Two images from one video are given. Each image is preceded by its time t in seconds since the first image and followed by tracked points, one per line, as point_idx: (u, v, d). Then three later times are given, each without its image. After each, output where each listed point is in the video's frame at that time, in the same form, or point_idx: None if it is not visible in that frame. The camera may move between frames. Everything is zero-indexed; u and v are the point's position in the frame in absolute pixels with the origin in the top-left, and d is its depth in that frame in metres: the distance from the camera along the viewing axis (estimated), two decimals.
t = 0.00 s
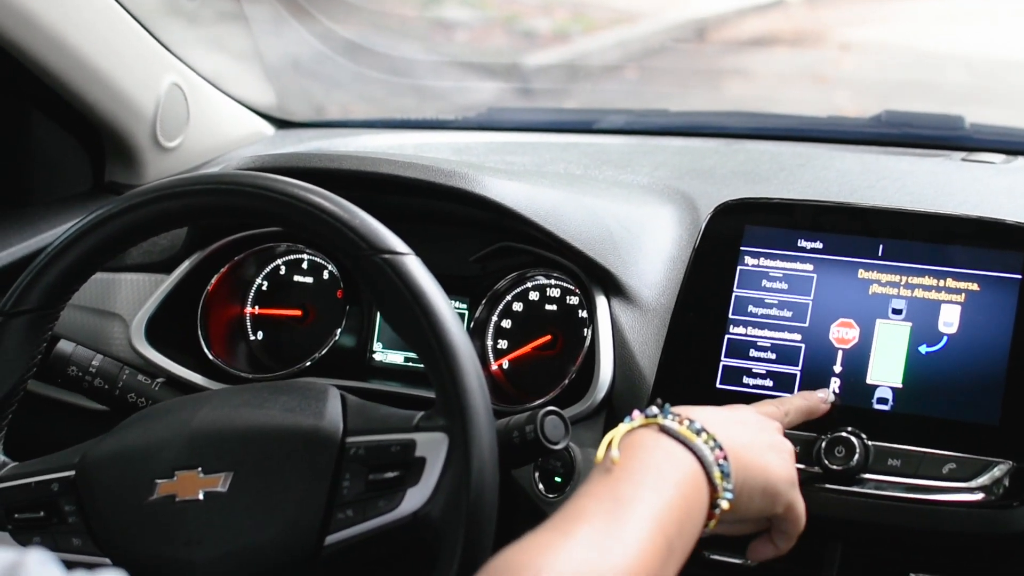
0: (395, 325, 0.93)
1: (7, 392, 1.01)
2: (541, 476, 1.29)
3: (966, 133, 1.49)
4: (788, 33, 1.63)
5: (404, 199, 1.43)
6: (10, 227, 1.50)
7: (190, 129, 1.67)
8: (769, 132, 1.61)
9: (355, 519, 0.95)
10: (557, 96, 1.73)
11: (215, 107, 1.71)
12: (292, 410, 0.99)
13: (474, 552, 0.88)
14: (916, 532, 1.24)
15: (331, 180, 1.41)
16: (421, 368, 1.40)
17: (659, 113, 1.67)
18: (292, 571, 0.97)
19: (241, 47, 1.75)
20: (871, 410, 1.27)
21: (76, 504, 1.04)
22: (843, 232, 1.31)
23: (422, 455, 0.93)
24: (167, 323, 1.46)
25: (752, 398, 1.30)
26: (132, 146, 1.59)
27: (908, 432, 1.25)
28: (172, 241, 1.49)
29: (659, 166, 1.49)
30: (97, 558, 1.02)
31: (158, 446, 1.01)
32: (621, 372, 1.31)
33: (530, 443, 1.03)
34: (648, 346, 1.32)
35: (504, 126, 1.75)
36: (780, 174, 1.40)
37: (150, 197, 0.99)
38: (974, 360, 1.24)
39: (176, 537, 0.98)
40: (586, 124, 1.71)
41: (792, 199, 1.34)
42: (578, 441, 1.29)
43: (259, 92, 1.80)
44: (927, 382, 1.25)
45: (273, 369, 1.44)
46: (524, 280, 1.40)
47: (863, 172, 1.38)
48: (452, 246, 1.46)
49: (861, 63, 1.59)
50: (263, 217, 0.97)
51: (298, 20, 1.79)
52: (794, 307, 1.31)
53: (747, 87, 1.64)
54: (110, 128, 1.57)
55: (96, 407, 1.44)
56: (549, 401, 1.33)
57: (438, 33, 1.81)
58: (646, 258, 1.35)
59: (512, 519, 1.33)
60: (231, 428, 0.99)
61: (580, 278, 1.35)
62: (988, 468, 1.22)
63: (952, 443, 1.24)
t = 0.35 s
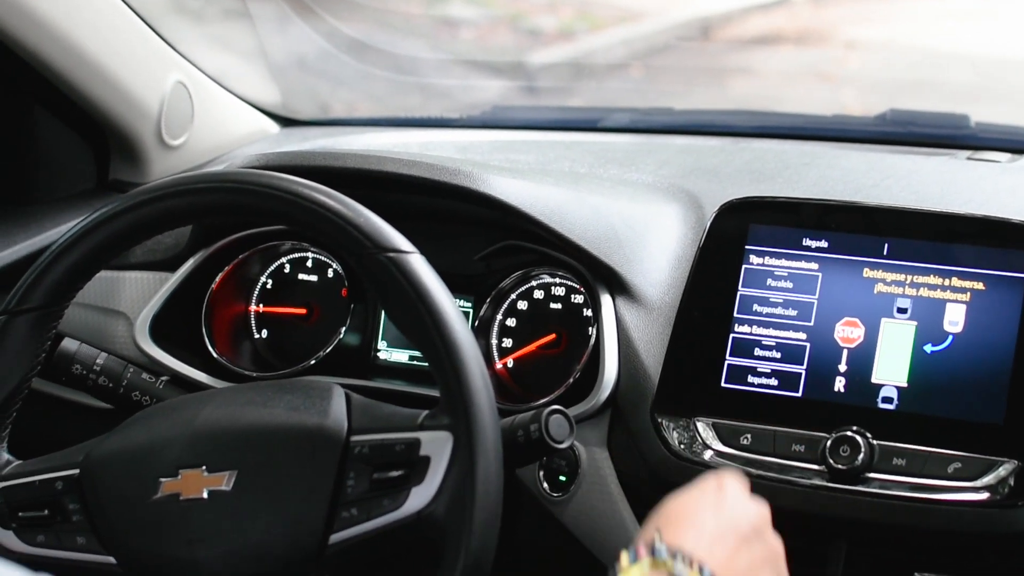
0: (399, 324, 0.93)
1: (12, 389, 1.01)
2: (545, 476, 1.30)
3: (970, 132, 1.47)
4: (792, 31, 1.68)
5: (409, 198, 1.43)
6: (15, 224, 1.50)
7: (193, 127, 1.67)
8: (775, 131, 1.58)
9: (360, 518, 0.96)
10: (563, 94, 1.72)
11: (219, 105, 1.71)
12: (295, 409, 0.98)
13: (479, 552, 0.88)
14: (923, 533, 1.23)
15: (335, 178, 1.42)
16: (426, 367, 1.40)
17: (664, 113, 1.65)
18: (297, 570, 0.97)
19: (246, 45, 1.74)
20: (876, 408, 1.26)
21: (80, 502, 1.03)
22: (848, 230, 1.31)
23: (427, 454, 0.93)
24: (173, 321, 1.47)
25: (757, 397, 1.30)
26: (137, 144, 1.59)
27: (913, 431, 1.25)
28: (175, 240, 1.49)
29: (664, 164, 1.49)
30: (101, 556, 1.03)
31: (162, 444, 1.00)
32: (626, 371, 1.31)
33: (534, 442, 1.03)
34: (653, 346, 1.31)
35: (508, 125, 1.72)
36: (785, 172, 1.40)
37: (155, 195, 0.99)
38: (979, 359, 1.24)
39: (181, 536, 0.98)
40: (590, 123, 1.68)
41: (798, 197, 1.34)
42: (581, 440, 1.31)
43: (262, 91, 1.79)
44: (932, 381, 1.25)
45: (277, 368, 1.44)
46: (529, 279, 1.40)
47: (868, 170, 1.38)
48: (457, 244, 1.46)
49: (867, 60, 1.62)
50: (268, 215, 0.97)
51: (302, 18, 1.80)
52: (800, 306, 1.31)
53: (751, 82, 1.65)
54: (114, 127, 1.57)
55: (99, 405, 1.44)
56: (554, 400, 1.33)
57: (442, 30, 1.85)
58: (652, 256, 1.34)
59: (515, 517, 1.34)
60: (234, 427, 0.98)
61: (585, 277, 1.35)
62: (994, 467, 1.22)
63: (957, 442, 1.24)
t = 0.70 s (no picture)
0: (409, 323, 0.93)
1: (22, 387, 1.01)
2: (554, 474, 1.32)
3: (979, 131, 1.47)
4: (797, 31, 1.67)
5: (417, 196, 1.44)
6: (23, 223, 1.50)
7: (201, 126, 1.67)
8: (786, 131, 1.58)
9: (368, 518, 0.94)
10: (569, 93, 1.73)
11: (227, 103, 1.71)
12: (305, 408, 0.98)
13: (489, 549, 0.88)
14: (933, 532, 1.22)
15: (343, 177, 1.43)
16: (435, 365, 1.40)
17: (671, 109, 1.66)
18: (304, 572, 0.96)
19: (254, 44, 1.75)
20: (887, 408, 1.26)
21: (89, 501, 1.02)
22: (858, 229, 1.31)
23: (436, 453, 0.93)
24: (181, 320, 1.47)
25: (767, 396, 1.30)
26: (145, 142, 1.59)
27: (923, 431, 1.24)
28: (184, 239, 1.49)
29: (673, 164, 1.49)
30: (109, 555, 1.02)
31: (172, 443, 1.00)
32: (635, 370, 1.30)
33: (544, 441, 1.02)
34: (662, 345, 1.31)
35: (514, 124, 1.72)
36: (795, 171, 1.40)
37: (163, 194, 0.99)
38: (989, 359, 1.24)
39: (190, 536, 0.97)
40: (598, 122, 1.70)
41: (807, 196, 1.34)
42: (590, 438, 1.32)
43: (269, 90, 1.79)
44: (942, 381, 1.25)
45: (285, 366, 1.44)
46: (538, 278, 1.41)
47: (877, 169, 1.38)
48: (465, 243, 1.46)
49: (873, 60, 1.62)
50: (277, 214, 0.97)
51: (310, 16, 1.79)
52: (809, 305, 1.31)
53: (759, 81, 1.64)
54: (122, 125, 1.57)
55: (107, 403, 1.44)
56: (562, 400, 1.33)
57: (449, 29, 1.83)
58: (660, 256, 1.35)
59: (525, 516, 1.35)
60: (245, 426, 0.98)
61: (595, 277, 1.35)
62: (1004, 466, 1.22)
63: (967, 442, 1.23)
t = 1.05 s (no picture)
0: (412, 323, 0.93)
1: (25, 387, 1.01)
2: (558, 474, 1.32)
3: (983, 130, 1.47)
4: (798, 30, 1.67)
5: (420, 195, 1.44)
6: (26, 222, 1.51)
7: (204, 125, 1.67)
8: (789, 130, 1.58)
9: (372, 517, 0.94)
10: (573, 92, 1.73)
11: (230, 102, 1.71)
12: (308, 407, 0.98)
13: (491, 549, 0.88)
14: (936, 531, 1.22)
15: (348, 176, 1.43)
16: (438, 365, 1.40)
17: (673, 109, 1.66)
18: (307, 571, 0.96)
19: (256, 44, 1.75)
20: (890, 407, 1.26)
21: (92, 501, 1.02)
22: (861, 229, 1.31)
23: (439, 452, 0.93)
24: (185, 319, 1.47)
25: (770, 396, 1.29)
26: (148, 142, 1.60)
27: (926, 430, 1.24)
28: (188, 238, 1.50)
29: (676, 163, 1.49)
30: (113, 554, 1.01)
31: (176, 442, 1.00)
32: (638, 370, 1.30)
33: (547, 440, 1.02)
34: (665, 344, 1.31)
35: (516, 124, 1.73)
36: (798, 170, 1.41)
37: (165, 194, 0.99)
38: (992, 358, 1.24)
39: (193, 535, 0.97)
40: (602, 121, 1.70)
41: (809, 195, 1.34)
42: (594, 438, 1.32)
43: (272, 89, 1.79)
44: (945, 380, 1.25)
45: (289, 366, 1.45)
46: (541, 277, 1.41)
47: (880, 169, 1.38)
48: (468, 242, 1.46)
49: (876, 59, 1.62)
50: (279, 213, 0.96)
51: (313, 16, 1.80)
52: (813, 304, 1.31)
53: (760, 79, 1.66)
54: (124, 125, 1.57)
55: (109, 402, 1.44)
56: (566, 399, 1.33)
57: (452, 28, 1.84)
58: (663, 255, 1.35)
59: (528, 514, 1.35)
60: (248, 425, 0.98)
61: (598, 276, 1.35)
62: (1007, 466, 1.21)
63: (970, 441, 1.23)
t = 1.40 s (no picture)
0: (420, 322, 0.92)
1: (32, 386, 1.01)
2: (565, 473, 1.31)
3: (990, 130, 1.46)
4: (805, 28, 1.68)
5: (427, 194, 1.43)
6: (32, 221, 1.50)
7: (209, 124, 1.67)
8: (797, 129, 1.58)
9: (380, 516, 0.94)
10: (578, 90, 1.73)
11: (235, 101, 1.71)
12: (316, 407, 0.97)
13: (500, 550, 0.87)
14: (944, 531, 1.22)
15: (355, 175, 1.42)
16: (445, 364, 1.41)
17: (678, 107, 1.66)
18: (316, 570, 0.95)
19: (261, 41, 1.74)
20: (898, 406, 1.26)
21: (99, 500, 1.02)
22: (870, 228, 1.30)
23: (447, 452, 0.92)
24: (190, 318, 1.47)
25: (779, 396, 1.29)
26: (154, 140, 1.60)
27: (935, 429, 1.24)
28: (194, 237, 1.49)
29: (683, 162, 1.49)
30: (120, 554, 1.01)
31: (182, 441, 0.99)
32: (646, 369, 1.30)
33: (556, 440, 1.01)
34: (673, 343, 1.30)
35: (520, 122, 1.72)
36: (806, 169, 1.40)
37: (172, 193, 0.98)
38: (1000, 358, 1.24)
39: (201, 535, 0.97)
40: (609, 119, 1.69)
41: (818, 194, 1.34)
42: (601, 437, 1.31)
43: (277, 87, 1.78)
44: (954, 380, 1.25)
45: (296, 365, 1.45)
46: (548, 276, 1.41)
47: (889, 168, 1.38)
48: (474, 240, 1.46)
49: (881, 58, 1.63)
50: (288, 212, 0.96)
51: (319, 14, 1.79)
52: (821, 304, 1.30)
53: (764, 78, 1.66)
54: (130, 124, 1.57)
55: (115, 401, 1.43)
56: (574, 399, 1.33)
57: (457, 27, 1.84)
58: (671, 254, 1.34)
59: (535, 514, 1.35)
60: (255, 424, 0.97)
61: (605, 275, 1.35)
62: (1016, 466, 1.21)
63: (979, 441, 1.23)
